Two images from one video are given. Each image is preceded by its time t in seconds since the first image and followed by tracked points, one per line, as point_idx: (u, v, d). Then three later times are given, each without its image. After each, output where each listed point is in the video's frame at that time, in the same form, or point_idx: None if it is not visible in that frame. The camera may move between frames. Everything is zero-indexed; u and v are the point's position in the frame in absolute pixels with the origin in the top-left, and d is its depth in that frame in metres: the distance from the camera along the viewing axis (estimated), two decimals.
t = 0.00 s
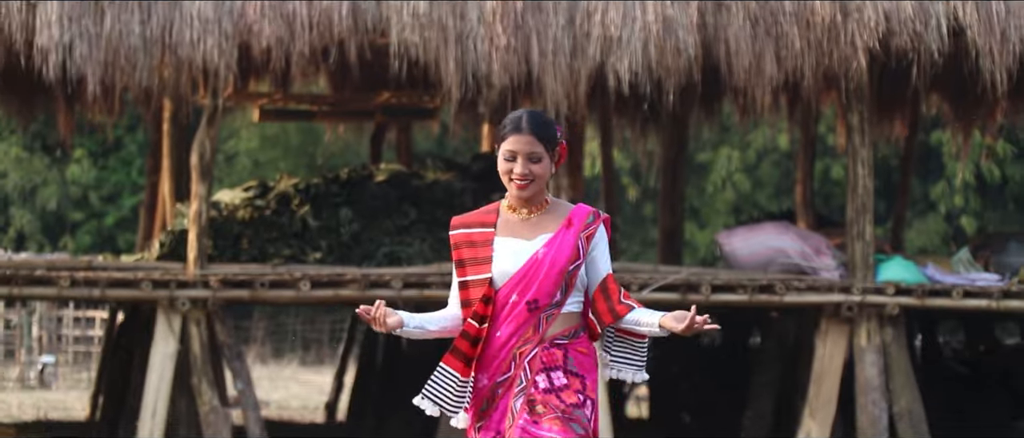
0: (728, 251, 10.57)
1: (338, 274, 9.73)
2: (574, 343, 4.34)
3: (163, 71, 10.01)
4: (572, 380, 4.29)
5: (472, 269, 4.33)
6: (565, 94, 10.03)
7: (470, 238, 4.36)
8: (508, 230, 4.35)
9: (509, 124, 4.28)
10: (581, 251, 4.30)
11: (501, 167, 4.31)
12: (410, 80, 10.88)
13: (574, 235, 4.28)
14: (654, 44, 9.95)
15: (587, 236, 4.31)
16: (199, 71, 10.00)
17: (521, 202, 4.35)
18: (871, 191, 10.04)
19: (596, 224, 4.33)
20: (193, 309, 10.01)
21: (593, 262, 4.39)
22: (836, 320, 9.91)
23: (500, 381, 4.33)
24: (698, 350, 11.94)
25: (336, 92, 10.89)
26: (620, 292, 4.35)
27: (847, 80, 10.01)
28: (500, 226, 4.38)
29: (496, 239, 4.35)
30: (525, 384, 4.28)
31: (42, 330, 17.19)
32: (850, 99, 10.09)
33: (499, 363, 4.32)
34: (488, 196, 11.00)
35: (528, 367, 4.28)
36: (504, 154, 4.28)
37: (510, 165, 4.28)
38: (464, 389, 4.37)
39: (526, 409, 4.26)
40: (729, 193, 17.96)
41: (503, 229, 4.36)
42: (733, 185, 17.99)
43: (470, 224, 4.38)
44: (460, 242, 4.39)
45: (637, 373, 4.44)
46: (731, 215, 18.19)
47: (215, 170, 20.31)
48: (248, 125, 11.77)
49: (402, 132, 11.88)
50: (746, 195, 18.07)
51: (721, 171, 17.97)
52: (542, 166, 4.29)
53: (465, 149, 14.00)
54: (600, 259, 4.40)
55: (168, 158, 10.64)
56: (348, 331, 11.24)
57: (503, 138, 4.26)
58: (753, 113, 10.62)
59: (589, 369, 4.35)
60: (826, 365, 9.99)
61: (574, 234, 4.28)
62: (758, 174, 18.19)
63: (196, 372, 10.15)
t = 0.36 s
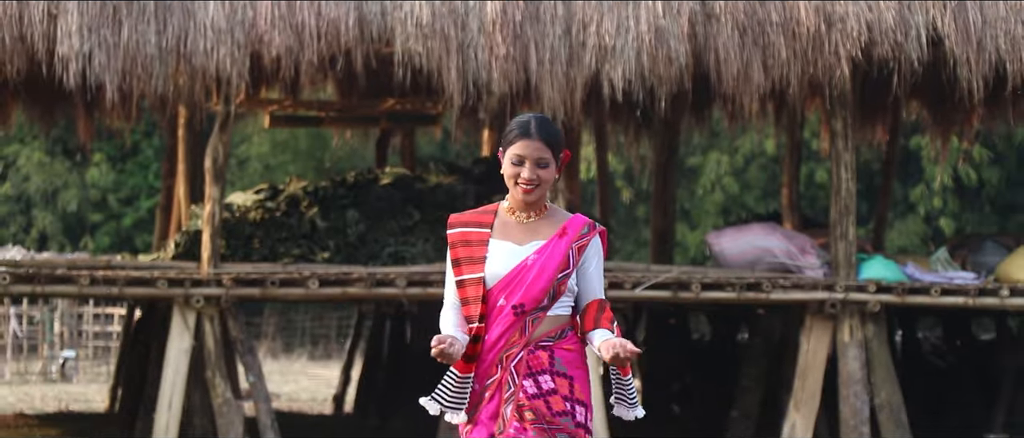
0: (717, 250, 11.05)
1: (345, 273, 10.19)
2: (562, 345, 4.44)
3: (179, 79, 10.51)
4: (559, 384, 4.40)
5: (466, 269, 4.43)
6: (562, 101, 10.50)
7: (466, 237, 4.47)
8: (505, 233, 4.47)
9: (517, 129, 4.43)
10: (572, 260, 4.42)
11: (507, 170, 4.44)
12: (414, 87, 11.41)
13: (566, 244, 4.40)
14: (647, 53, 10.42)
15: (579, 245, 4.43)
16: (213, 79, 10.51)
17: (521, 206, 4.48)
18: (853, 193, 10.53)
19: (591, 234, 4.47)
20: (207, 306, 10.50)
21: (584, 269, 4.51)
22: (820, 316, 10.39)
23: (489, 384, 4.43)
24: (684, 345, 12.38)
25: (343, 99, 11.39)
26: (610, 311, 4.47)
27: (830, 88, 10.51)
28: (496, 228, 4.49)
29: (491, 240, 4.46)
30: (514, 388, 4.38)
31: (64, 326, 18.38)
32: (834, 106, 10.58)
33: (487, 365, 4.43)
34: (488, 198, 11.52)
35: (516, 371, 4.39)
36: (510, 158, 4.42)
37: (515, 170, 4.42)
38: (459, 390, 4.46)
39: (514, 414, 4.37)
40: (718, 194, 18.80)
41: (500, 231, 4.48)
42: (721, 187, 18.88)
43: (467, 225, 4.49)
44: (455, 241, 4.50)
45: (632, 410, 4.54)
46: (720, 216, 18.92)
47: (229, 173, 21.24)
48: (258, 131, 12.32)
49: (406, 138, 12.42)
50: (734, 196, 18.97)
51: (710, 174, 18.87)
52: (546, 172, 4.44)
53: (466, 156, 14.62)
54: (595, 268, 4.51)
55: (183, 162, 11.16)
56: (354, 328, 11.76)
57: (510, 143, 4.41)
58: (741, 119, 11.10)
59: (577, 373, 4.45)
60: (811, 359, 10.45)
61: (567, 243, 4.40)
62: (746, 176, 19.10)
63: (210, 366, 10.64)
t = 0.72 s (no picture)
0: (705, 249, 11.63)
1: (354, 271, 10.78)
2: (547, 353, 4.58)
3: (196, 87, 11.12)
4: (541, 393, 4.58)
5: (453, 278, 4.59)
6: (558, 108, 11.09)
7: (450, 247, 4.63)
8: (488, 241, 4.61)
9: (485, 137, 4.59)
10: (556, 263, 4.53)
11: (480, 178, 4.62)
12: (418, 96, 12.04)
13: (548, 247, 4.52)
14: (638, 64, 11.03)
15: (562, 247, 4.55)
16: (228, 88, 11.12)
17: (501, 212, 4.62)
18: (834, 195, 11.14)
19: (572, 235, 4.58)
20: (222, 303, 11.07)
21: (570, 272, 4.59)
22: (802, 313, 10.99)
23: (473, 388, 4.57)
24: (672, 342, 12.98)
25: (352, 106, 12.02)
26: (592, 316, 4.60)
27: (812, 96, 11.13)
28: (480, 237, 4.65)
29: (476, 250, 4.61)
30: (499, 395, 4.53)
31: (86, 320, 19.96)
32: (816, 114, 11.19)
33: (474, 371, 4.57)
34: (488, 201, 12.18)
35: (501, 377, 4.52)
36: (482, 165, 4.59)
37: (488, 177, 4.58)
38: (448, 394, 4.62)
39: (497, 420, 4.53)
40: (706, 196, 20.04)
41: (484, 240, 4.63)
42: (709, 190, 20.12)
43: (451, 235, 4.64)
44: (440, 249, 4.65)
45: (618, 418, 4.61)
46: (707, 218, 20.08)
47: (244, 177, 22.56)
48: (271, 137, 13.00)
49: (410, 145, 13.12)
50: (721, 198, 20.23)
51: (699, 178, 20.21)
52: (517, 173, 4.59)
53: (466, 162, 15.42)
54: (581, 269, 4.59)
55: (201, 167, 11.80)
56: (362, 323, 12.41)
57: (478, 150, 4.58)
58: (728, 126, 11.73)
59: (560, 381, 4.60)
60: (793, 352, 11.08)
61: (549, 246, 4.52)
62: (733, 179, 20.32)
63: (225, 359, 11.23)
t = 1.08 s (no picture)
0: (688, 248, 12.60)
1: (365, 268, 11.77)
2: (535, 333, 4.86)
3: (220, 98, 12.08)
4: (534, 366, 4.82)
5: (442, 263, 4.84)
6: (553, 118, 12.07)
7: (441, 234, 4.87)
8: (477, 228, 4.86)
9: (481, 128, 4.83)
10: (541, 250, 4.80)
11: (474, 166, 4.85)
12: (424, 107, 13.06)
13: (535, 235, 4.78)
14: (627, 77, 11.96)
15: (547, 236, 4.81)
16: (249, 98, 12.08)
17: (491, 201, 4.87)
18: (806, 199, 12.11)
19: (557, 224, 4.84)
20: (244, 297, 12.07)
21: (553, 257, 4.88)
22: (777, 306, 11.93)
23: (470, 367, 4.86)
24: (660, 335, 13.91)
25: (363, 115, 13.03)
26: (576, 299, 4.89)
27: (786, 107, 12.10)
28: (468, 222, 4.89)
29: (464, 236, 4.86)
30: (492, 372, 4.80)
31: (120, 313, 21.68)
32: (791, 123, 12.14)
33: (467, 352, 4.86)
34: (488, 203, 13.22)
35: (493, 354, 4.80)
36: (477, 155, 4.81)
37: (482, 167, 4.82)
38: (444, 377, 4.88)
39: (491, 392, 4.78)
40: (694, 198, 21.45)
41: (472, 227, 4.87)
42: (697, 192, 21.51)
43: (440, 222, 4.89)
44: (430, 235, 4.90)
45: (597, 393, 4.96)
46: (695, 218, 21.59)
47: (264, 181, 24.37)
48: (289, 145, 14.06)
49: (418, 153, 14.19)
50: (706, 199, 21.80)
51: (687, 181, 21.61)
52: (509, 166, 4.83)
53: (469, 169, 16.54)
54: (564, 256, 4.90)
55: (224, 172, 12.82)
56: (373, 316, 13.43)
57: (475, 140, 4.81)
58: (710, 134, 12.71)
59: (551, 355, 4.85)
60: (769, 343, 12.03)
61: (536, 235, 4.78)
62: (713, 184, 23.27)
63: (246, 349, 12.22)
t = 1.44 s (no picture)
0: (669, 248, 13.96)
1: (378, 266, 13.10)
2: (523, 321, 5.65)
3: (246, 112, 13.35)
4: (516, 354, 5.62)
5: (444, 247, 5.68)
6: (547, 130, 13.34)
7: (443, 221, 5.71)
8: (478, 216, 5.68)
9: (483, 124, 5.64)
10: (533, 241, 5.59)
11: (474, 156, 5.67)
12: (430, 119, 14.40)
13: (527, 227, 5.58)
14: (613, 93, 13.19)
15: (539, 228, 5.60)
16: (272, 113, 13.37)
17: (490, 190, 5.68)
18: (775, 203, 13.42)
19: (549, 218, 5.63)
20: (268, 291, 13.38)
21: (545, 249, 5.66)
22: (748, 299, 13.27)
23: (458, 350, 5.65)
24: (646, 326, 15.21)
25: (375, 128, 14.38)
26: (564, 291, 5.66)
27: (757, 120, 13.40)
28: (467, 212, 5.72)
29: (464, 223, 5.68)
30: (478, 355, 5.59)
31: (155, 306, 23.69)
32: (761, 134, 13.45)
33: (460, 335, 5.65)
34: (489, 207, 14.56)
35: (480, 340, 5.59)
36: (476, 145, 5.63)
37: (481, 157, 5.63)
38: (436, 355, 5.71)
39: (476, 377, 5.58)
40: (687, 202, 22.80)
41: (474, 214, 5.69)
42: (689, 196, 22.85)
43: (444, 211, 5.72)
44: (435, 223, 5.74)
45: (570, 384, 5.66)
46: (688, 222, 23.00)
47: (286, 189, 25.86)
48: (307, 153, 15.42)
49: (425, 161, 15.56)
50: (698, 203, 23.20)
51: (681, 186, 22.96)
52: (505, 157, 5.64)
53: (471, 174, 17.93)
54: (554, 248, 5.68)
55: (250, 179, 14.17)
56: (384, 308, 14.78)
57: (474, 132, 5.62)
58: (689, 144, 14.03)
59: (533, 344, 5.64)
60: (741, 333, 13.34)
61: (527, 226, 5.58)
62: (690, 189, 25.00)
63: (270, 339, 13.54)
